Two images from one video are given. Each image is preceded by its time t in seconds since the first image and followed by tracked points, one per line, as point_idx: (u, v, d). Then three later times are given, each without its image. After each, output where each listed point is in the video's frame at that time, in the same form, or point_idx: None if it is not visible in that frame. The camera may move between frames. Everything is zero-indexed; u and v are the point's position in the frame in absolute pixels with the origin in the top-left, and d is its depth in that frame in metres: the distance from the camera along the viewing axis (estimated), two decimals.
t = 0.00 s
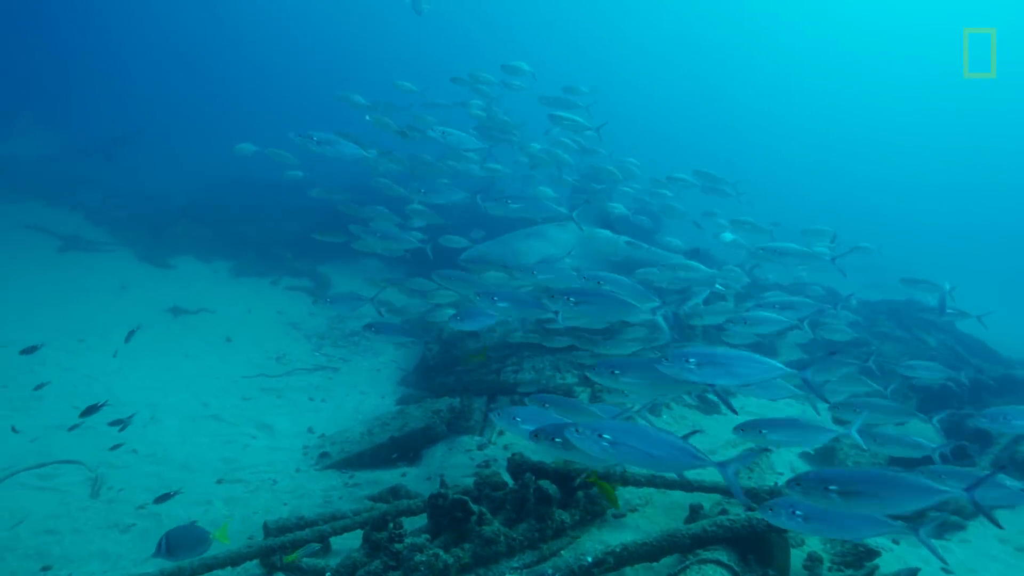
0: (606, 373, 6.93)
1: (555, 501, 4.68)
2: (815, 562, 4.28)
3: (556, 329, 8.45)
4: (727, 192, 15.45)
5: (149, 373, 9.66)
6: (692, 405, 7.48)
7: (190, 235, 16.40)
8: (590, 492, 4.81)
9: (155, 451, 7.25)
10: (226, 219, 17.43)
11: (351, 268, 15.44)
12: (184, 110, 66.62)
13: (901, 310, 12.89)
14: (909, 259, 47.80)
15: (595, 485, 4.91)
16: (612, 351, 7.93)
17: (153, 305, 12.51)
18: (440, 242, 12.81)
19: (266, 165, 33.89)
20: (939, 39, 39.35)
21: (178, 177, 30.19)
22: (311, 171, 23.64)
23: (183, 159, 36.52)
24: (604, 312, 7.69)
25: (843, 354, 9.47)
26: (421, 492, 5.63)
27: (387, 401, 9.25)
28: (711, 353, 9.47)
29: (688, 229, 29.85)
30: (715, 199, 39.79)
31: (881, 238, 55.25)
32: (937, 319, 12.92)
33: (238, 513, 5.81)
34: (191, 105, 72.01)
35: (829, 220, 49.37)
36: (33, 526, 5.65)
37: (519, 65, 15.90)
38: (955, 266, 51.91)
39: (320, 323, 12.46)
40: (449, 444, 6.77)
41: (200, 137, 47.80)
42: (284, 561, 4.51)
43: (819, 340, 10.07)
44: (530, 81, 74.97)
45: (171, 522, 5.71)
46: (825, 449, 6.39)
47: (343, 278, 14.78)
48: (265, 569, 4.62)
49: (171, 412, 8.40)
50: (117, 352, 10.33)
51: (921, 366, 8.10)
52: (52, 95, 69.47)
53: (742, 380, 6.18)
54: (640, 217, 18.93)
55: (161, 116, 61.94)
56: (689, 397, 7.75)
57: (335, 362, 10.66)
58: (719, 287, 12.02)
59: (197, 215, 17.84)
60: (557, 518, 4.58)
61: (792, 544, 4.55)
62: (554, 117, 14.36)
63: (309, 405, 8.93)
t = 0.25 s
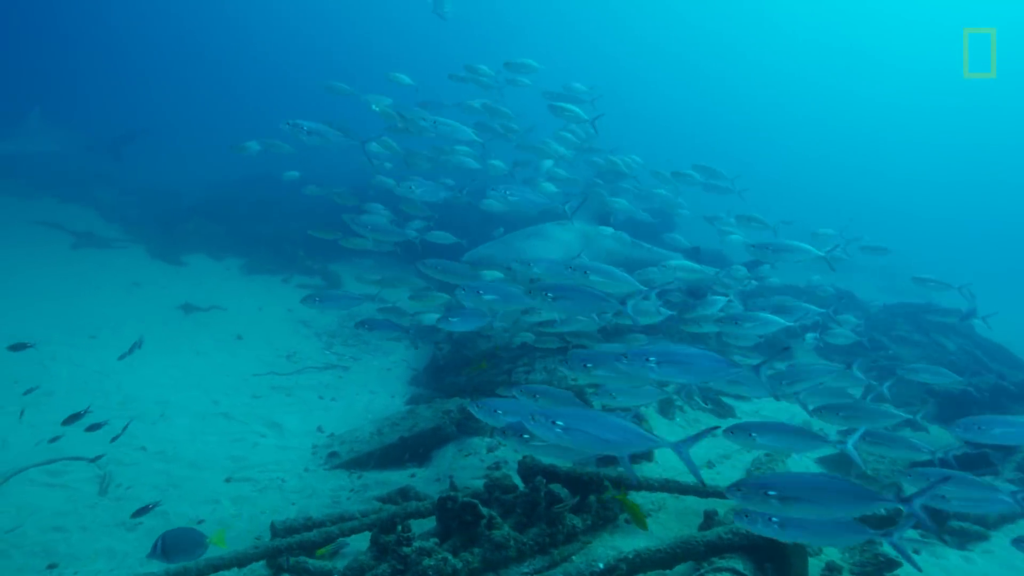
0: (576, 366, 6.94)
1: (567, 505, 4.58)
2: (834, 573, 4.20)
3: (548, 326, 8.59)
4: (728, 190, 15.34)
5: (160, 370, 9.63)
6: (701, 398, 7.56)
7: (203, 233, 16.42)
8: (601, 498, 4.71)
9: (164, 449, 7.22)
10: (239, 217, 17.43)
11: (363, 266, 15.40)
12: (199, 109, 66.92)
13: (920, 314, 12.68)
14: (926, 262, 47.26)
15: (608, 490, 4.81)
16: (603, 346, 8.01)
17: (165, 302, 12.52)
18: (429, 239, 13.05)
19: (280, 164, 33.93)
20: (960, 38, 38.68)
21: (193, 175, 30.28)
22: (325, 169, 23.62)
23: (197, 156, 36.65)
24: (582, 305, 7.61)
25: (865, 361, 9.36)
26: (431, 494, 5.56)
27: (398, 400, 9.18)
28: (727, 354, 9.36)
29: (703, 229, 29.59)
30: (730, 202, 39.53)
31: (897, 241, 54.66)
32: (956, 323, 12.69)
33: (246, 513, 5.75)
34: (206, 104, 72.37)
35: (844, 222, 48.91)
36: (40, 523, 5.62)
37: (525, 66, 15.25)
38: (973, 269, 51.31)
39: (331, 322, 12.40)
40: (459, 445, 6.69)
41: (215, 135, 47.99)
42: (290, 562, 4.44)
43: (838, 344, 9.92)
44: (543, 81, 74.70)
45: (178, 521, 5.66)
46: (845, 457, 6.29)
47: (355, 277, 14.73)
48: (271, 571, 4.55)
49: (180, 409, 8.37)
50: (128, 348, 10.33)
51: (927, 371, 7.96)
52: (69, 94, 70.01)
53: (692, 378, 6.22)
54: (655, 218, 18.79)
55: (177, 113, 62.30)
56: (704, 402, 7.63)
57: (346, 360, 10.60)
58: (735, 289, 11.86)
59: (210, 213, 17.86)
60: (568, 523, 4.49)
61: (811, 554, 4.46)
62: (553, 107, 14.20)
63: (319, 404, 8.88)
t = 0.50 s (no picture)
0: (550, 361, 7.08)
1: (577, 508, 4.49)
2: None
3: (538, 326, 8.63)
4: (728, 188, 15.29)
5: (170, 364, 9.62)
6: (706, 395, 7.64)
7: (216, 227, 16.43)
8: (612, 501, 4.62)
9: (173, 443, 7.18)
10: (252, 212, 17.44)
11: (375, 263, 15.36)
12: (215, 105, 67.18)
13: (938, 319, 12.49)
14: (942, 267, 46.76)
15: (619, 493, 4.72)
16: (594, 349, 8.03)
17: (177, 295, 12.52)
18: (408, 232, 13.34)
19: (293, 160, 33.99)
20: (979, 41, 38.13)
21: (207, 170, 30.39)
22: (338, 166, 23.62)
23: (212, 151, 36.81)
24: (557, 301, 7.72)
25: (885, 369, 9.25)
26: (440, 493, 5.48)
27: (408, 398, 9.12)
28: (741, 357, 9.24)
29: (716, 231, 29.37)
30: (745, 205, 39.29)
31: (913, 246, 54.12)
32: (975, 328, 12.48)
33: (253, 509, 5.71)
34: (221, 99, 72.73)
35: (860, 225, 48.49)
36: (46, 515, 5.59)
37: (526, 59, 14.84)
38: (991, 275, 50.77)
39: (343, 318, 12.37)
40: (469, 444, 6.61)
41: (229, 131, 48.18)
42: (295, 560, 4.38)
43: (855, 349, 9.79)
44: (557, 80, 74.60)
45: (185, 515, 5.62)
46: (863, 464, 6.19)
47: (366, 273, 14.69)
48: (276, 569, 4.48)
49: (190, 403, 8.34)
50: (140, 341, 10.32)
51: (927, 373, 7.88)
52: (86, 88, 70.54)
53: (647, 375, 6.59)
54: (669, 219, 18.66)
55: (193, 109, 62.60)
56: (717, 405, 7.53)
57: (356, 357, 10.56)
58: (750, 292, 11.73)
59: (223, 207, 17.88)
60: (578, 526, 4.40)
61: (829, 563, 4.37)
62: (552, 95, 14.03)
63: (329, 400, 8.84)
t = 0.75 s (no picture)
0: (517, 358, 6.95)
1: (586, 509, 4.41)
2: None
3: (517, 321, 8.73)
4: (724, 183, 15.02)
5: (177, 361, 9.59)
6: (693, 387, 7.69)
7: (223, 224, 16.41)
8: (622, 501, 4.53)
9: (178, 440, 7.14)
10: (259, 209, 17.41)
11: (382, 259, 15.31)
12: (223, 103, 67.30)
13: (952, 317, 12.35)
14: (954, 264, 46.43)
15: (629, 493, 4.64)
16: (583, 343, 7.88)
17: (184, 292, 12.50)
18: (392, 225, 13.34)
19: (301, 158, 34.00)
20: (992, 38, 37.80)
21: (215, 168, 30.45)
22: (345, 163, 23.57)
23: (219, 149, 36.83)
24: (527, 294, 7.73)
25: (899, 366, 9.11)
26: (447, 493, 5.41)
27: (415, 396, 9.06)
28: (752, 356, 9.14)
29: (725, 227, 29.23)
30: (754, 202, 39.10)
31: (924, 243, 53.77)
32: (990, 327, 12.32)
33: (259, 508, 5.65)
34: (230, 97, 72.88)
35: (870, 224, 48.17)
36: (51, 514, 5.55)
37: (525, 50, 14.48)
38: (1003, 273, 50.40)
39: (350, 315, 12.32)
40: (476, 442, 6.54)
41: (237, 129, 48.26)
42: (299, 561, 4.31)
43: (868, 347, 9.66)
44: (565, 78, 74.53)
45: (191, 514, 5.57)
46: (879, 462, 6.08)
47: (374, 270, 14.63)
48: (280, 570, 4.42)
49: (196, 401, 8.30)
50: (146, 338, 10.30)
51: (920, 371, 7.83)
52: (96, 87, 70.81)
53: (606, 366, 6.66)
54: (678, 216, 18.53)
55: (203, 107, 62.73)
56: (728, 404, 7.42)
57: (363, 354, 10.50)
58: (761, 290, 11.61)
59: (230, 205, 17.87)
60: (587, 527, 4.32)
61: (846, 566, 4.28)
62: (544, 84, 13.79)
63: (336, 397, 8.78)
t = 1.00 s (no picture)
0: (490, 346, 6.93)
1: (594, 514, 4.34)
2: None
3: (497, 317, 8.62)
4: (723, 182, 14.86)
5: (184, 357, 9.56)
6: (689, 382, 7.58)
7: (233, 221, 16.41)
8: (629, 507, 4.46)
9: (183, 437, 7.10)
10: (268, 207, 17.40)
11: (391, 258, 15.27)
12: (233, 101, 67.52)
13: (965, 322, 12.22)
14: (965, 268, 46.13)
15: (637, 499, 4.56)
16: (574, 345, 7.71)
17: (193, 288, 12.49)
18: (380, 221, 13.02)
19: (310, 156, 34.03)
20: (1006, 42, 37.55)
21: (224, 165, 30.50)
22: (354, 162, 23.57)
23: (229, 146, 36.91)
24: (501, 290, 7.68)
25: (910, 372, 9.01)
26: (452, 495, 5.35)
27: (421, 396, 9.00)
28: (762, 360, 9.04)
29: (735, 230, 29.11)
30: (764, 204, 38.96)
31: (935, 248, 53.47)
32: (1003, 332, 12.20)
33: (263, 507, 5.60)
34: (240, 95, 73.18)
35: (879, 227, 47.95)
36: (54, 510, 5.52)
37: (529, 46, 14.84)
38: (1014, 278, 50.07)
39: (358, 313, 12.29)
40: (483, 444, 6.47)
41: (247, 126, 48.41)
42: (302, 562, 4.25)
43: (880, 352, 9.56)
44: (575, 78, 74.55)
45: (195, 512, 5.52)
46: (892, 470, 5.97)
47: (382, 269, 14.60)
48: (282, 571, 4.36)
49: (202, 398, 8.27)
50: (153, 334, 10.28)
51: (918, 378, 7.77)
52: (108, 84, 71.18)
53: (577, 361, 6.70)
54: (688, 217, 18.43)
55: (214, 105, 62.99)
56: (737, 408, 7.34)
57: (370, 353, 10.46)
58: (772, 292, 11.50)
59: (239, 202, 17.86)
60: (594, 533, 4.25)
61: None
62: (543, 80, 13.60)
63: (342, 396, 8.73)
